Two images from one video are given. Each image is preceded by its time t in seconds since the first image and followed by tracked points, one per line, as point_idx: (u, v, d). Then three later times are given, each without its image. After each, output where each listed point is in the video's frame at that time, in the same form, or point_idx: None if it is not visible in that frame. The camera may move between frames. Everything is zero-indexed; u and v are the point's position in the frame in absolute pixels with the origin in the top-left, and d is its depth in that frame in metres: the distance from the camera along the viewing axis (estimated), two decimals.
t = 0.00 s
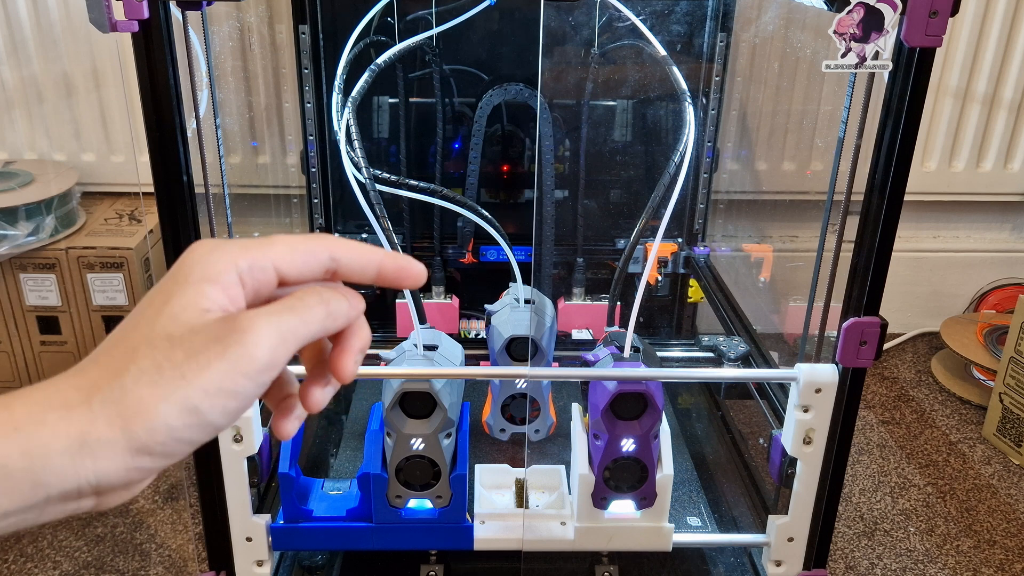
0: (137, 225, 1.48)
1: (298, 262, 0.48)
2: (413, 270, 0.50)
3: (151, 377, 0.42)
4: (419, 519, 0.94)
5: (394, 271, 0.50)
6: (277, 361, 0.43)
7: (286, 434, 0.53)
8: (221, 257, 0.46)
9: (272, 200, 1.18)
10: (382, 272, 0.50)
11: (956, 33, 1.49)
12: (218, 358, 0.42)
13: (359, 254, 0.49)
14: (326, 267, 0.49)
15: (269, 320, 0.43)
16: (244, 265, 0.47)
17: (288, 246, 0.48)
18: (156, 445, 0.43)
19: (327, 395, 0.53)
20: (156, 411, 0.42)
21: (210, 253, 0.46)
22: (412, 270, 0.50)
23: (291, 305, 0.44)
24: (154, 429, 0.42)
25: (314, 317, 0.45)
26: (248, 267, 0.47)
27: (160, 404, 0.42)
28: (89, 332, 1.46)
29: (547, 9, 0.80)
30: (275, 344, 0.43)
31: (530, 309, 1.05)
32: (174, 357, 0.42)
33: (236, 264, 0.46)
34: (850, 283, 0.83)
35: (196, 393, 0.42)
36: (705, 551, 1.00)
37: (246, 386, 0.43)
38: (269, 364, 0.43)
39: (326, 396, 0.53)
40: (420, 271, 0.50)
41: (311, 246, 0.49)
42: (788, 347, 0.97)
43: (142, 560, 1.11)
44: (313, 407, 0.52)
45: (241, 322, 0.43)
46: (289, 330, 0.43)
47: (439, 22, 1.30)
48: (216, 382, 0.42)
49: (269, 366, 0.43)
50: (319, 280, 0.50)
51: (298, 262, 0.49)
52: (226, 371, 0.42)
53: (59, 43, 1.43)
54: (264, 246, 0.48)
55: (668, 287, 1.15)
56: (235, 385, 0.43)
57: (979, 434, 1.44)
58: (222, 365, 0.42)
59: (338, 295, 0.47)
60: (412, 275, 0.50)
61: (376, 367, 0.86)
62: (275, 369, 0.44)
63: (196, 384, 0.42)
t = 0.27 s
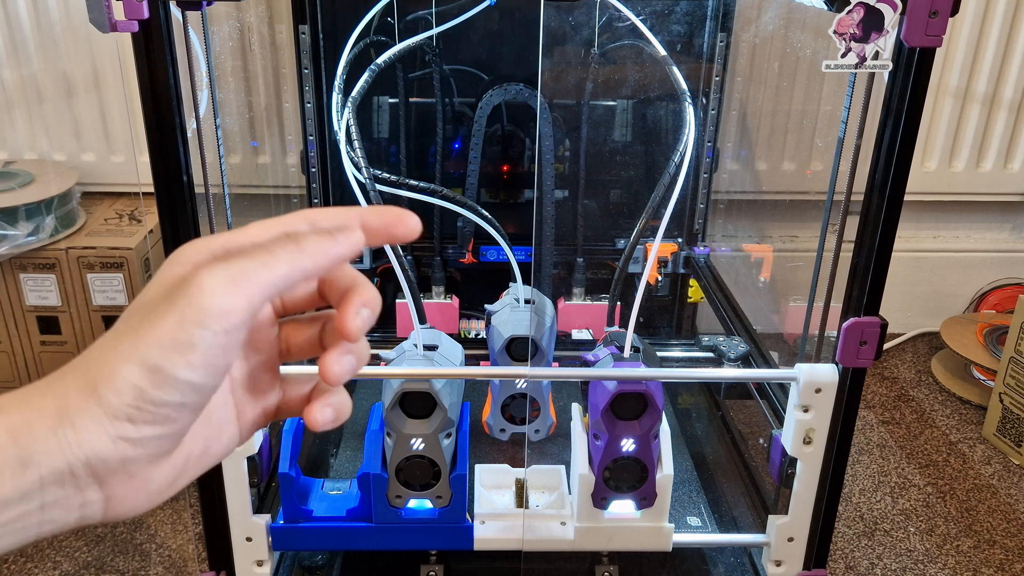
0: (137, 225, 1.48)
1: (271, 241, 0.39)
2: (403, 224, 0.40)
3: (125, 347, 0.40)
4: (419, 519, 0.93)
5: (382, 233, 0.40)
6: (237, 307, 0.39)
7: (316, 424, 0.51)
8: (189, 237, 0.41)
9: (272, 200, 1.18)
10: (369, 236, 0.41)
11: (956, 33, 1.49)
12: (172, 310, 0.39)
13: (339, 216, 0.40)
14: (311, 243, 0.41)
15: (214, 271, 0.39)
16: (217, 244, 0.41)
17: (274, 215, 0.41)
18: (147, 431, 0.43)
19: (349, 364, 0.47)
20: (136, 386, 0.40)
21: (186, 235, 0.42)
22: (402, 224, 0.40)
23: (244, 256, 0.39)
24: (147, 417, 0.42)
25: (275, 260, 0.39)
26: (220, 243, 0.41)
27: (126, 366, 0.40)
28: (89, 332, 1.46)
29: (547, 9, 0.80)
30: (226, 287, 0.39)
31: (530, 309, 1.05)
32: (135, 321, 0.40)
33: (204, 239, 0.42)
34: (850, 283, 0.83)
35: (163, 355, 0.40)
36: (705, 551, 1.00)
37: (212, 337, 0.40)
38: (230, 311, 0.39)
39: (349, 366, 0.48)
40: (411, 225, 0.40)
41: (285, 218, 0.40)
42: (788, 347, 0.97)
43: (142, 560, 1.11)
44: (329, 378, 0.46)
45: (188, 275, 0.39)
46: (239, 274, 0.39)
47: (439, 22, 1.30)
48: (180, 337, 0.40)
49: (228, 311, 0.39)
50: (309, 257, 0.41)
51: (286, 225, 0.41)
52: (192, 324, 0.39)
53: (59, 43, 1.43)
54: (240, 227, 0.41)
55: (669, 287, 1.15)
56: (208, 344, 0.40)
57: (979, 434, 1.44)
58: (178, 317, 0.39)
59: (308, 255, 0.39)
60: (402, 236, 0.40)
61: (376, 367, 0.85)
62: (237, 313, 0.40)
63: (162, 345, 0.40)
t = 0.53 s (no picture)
0: (137, 225, 1.48)
1: (276, 313, 0.49)
2: (392, 339, 0.53)
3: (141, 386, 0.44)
4: (419, 519, 0.93)
5: (371, 339, 0.53)
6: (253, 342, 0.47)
7: (307, 472, 0.47)
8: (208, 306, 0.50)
9: (272, 200, 1.18)
10: (361, 339, 0.53)
11: (956, 33, 1.49)
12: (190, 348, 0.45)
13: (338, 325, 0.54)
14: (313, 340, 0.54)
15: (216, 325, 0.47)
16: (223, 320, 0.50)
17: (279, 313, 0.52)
18: (148, 445, 0.44)
19: (341, 425, 0.47)
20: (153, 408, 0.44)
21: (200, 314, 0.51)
22: (391, 337, 0.53)
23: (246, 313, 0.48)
24: (150, 423, 0.44)
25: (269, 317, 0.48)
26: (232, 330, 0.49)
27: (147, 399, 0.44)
28: (89, 332, 1.46)
29: (547, 9, 0.80)
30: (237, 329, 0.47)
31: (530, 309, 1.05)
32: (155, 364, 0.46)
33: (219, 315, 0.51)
34: (850, 283, 0.83)
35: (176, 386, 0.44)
36: (705, 551, 1.00)
37: (226, 368, 0.46)
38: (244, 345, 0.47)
39: (342, 429, 0.48)
40: (396, 340, 0.53)
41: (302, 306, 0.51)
42: (788, 347, 0.97)
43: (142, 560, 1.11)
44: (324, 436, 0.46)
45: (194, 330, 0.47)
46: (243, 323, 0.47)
47: (439, 22, 1.30)
48: (199, 366, 0.45)
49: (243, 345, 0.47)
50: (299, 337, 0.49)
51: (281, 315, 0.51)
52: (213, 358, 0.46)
53: (59, 43, 1.43)
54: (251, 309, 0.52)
55: (669, 288, 1.16)
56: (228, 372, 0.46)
57: (979, 434, 1.44)
58: (194, 353, 0.45)
59: (295, 320, 0.49)
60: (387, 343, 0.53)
61: (376, 366, 0.85)
62: (247, 347, 0.47)
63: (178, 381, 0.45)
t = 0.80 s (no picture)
0: (137, 225, 1.48)
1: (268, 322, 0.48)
2: (383, 342, 0.54)
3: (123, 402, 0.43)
4: (419, 519, 0.93)
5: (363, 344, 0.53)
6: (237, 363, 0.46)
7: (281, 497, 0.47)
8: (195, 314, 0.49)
9: (272, 200, 1.18)
10: (352, 343, 0.53)
11: (956, 33, 1.49)
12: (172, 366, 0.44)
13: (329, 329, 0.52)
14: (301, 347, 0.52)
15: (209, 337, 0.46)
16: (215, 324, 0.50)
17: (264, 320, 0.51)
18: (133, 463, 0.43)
19: (330, 438, 0.47)
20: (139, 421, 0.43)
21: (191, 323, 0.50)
22: (381, 341, 0.54)
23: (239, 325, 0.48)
24: (132, 440, 0.42)
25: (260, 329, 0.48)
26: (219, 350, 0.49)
27: (129, 415, 0.42)
28: (89, 332, 1.46)
29: (547, 9, 0.80)
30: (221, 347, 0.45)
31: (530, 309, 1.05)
32: (139, 377, 0.44)
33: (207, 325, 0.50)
34: (850, 283, 0.83)
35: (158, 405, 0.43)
36: (705, 551, 1.00)
37: (210, 385, 0.45)
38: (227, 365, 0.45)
39: (330, 442, 0.47)
40: (386, 344, 0.54)
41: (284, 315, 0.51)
42: (788, 347, 0.97)
43: (142, 560, 1.11)
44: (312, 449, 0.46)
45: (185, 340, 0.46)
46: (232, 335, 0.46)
47: (439, 22, 1.30)
48: (182, 386, 0.44)
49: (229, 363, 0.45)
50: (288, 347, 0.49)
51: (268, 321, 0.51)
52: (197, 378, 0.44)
53: (59, 43, 1.43)
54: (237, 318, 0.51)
55: (668, 288, 1.15)
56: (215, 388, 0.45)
57: (979, 434, 1.44)
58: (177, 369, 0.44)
59: (286, 331, 0.48)
60: (377, 347, 0.53)
61: (376, 366, 0.85)
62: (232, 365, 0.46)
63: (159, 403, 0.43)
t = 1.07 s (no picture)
0: (137, 225, 1.48)
1: (266, 337, 0.50)
2: (379, 351, 0.56)
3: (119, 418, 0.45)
4: (419, 519, 0.93)
5: (360, 354, 0.55)
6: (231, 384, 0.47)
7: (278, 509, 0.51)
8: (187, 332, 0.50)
9: (272, 200, 1.18)
10: (348, 352, 0.55)
11: (956, 33, 1.49)
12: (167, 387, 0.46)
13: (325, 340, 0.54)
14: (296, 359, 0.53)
15: (206, 354, 0.48)
16: (211, 337, 0.52)
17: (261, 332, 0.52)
18: (123, 481, 0.45)
19: (322, 453, 0.50)
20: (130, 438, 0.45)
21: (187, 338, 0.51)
22: (376, 350, 0.56)
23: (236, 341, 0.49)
24: (124, 458, 0.44)
25: (257, 347, 0.49)
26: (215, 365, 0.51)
27: (124, 433, 0.44)
28: (89, 332, 1.46)
29: (547, 9, 0.80)
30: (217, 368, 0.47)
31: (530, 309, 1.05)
32: (136, 394, 0.46)
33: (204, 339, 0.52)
34: (850, 283, 0.83)
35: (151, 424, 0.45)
36: (705, 551, 1.00)
37: (202, 406, 0.46)
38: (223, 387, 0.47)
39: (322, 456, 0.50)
40: (382, 355, 0.56)
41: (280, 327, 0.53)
42: (788, 347, 0.97)
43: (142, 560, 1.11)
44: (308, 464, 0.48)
45: (181, 358, 0.48)
46: (228, 354, 0.48)
47: (439, 22, 1.30)
48: (176, 405, 0.46)
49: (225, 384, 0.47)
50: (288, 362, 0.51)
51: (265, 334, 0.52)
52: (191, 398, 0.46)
53: (59, 43, 1.43)
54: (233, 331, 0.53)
55: (669, 288, 1.16)
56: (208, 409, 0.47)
57: (979, 434, 1.44)
58: (172, 389, 0.46)
59: (282, 346, 0.50)
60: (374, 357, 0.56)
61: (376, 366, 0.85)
62: (227, 385, 0.47)
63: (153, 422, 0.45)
